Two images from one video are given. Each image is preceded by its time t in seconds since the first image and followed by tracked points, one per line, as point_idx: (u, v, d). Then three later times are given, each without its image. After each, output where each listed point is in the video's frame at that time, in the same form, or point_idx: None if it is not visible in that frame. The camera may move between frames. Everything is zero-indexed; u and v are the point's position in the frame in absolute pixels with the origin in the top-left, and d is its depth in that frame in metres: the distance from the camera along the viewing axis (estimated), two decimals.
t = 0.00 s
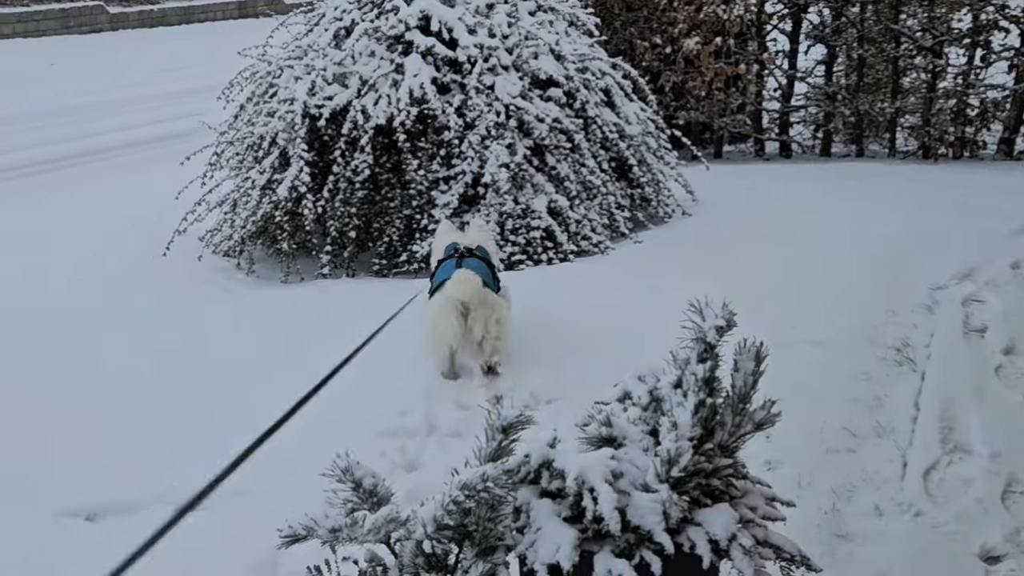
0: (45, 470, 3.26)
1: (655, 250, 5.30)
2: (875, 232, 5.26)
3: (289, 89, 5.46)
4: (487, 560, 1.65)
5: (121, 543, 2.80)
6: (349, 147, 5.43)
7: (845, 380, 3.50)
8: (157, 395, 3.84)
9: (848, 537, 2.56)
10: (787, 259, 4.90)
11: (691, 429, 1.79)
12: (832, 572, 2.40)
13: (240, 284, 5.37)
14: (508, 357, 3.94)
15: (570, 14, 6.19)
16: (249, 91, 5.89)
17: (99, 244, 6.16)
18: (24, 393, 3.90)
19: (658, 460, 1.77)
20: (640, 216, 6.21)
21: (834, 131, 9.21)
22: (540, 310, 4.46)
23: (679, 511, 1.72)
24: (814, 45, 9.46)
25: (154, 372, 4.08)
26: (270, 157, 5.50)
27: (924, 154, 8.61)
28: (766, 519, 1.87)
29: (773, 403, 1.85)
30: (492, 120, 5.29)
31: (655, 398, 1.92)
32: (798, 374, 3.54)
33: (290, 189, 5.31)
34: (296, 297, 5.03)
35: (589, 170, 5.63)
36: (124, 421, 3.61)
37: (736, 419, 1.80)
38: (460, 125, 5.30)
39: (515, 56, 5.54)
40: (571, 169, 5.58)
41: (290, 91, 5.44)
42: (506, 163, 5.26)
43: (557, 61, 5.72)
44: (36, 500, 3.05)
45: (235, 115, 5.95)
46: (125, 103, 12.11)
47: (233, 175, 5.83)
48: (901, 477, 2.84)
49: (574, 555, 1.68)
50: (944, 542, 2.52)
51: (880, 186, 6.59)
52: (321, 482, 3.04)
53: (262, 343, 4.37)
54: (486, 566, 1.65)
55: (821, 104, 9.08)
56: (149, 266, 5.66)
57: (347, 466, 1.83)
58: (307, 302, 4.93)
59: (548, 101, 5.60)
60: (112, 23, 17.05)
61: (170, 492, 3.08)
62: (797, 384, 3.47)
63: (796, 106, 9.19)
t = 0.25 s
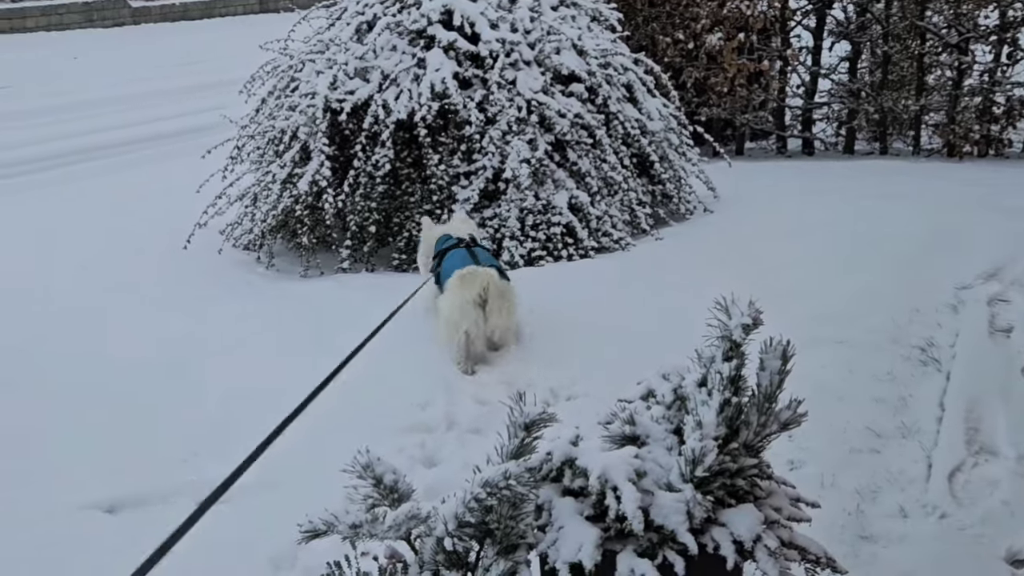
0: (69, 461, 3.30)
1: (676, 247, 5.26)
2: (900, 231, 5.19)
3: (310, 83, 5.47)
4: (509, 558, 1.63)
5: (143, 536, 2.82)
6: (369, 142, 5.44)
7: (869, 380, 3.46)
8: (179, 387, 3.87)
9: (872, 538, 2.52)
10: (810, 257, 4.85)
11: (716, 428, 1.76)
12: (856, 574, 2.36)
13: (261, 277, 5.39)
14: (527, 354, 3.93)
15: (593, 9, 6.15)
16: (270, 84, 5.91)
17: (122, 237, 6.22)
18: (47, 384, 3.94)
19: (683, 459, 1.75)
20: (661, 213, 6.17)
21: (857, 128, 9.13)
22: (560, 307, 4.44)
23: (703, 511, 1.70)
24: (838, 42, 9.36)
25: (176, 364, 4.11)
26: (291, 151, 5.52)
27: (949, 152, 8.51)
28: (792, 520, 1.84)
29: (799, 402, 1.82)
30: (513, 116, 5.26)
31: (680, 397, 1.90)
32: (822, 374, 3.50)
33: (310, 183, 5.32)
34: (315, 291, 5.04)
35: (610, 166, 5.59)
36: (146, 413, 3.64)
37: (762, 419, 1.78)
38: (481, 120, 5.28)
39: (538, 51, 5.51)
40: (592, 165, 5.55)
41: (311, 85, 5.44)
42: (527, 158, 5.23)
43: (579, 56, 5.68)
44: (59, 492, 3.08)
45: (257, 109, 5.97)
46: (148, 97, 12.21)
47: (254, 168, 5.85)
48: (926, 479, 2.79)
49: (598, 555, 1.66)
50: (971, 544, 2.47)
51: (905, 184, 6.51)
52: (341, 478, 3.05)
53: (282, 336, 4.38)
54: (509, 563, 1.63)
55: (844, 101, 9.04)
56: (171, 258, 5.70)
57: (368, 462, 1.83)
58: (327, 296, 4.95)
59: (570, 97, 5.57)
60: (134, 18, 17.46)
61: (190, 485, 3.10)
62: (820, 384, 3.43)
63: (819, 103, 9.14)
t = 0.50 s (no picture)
0: (77, 455, 3.31)
1: (686, 247, 5.23)
2: (912, 232, 5.15)
3: (321, 80, 5.47)
4: (515, 559, 1.62)
5: (150, 531, 2.83)
6: (380, 139, 5.43)
7: (878, 382, 3.43)
8: (187, 382, 3.88)
9: (881, 542, 2.50)
10: (821, 258, 4.82)
11: (726, 430, 1.74)
12: None
13: (270, 273, 5.40)
14: (535, 352, 3.92)
15: (605, 7, 6.13)
16: (281, 80, 5.91)
17: (132, 232, 6.23)
18: (55, 379, 3.94)
19: (692, 461, 1.73)
20: (671, 213, 6.14)
21: (869, 129, 9.09)
22: (568, 305, 4.43)
23: (712, 514, 1.68)
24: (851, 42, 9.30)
25: (184, 359, 4.11)
26: (301, 147, 5.52)
27: (962, 154, 8.45)
28: (802, 524, 1.82)
29: (810, 405, 1.80)
30: (523, 114, 5.24)
31: (690, 398, 1.89)
32: (833, 376, 3.48)
33: (320, 179, 5.32)
34: (324, 288, 5.05)
35: (621, 165, 5.57)
36: (154, 408, 3.65)
37: (772, 422, 1.76)
38: (492, 118, 5.26)
39: (549, 49, 5.49)
40: (603, 164, 5.53)
41: (322, 82, 5.44)
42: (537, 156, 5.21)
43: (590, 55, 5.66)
44: (67, 485, 3.09)
45: (268, 105, 5.97)
46: (160, 92, 12.24)
47: (264, 164, 5.85)
48: (937, 483, 2.76)
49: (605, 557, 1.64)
50: (982, 550, 2.44)
51: (918, 185, 6.46)
52: (348, 475, 3.04)
53: (290, 333, 4.38)
54: (516, 563, 1.61)
55: (856, 102, 9.01)
56: (181, 253, 5.71)
57: (374, 461, 1.82)
58: (336, 292, 4.95)
59: (581, 95, 5.55)
60: (146, 13, 17.61)
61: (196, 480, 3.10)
62: (830, 386, 3.40)
63: (830, 104, 9.11)
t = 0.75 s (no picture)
0: (72, 453, 3.29)
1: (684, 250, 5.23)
2: (909, 236, 5.16)
3: (318, 79, 5.45)
4: (509, 562, 1.60)
5: (144, 531, 2.82)
6: (377, 138, 5.42)
7: (876, 387, 3.42)
8: (182, 380, 3.86)
9: (878, 547, 2.49)
10: (818, 261, 4.81)
11: (723, 433, 1.73)
12: None
13: (266, 273, 5.39)
14: (532, 353, 3.92)
15: (604, 8, 6.11)
16: (279, 78, 5.89)
17: (129, 230, 6.21)
18: (50, 377, 3.92)
19: (689, 464, 1.71)
20: (669, 215, 6.14)
21: (867, 133, 9.09)
22: (565, 306, 4.43)
23: (707, 518, 1.66)
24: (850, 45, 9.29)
25: (180, 358, 4.10)
26: (299, 146, 5.50)
27: (960, 158, 8.44)
28: (799, 528, 1.82)
29: (808, 409, 1.79)
30: (521, 115, 5.23)
31: (686, 401, 1.88)
32: (830, 379, 3.47)
33: (317, 178, 5.30)
34: (321, 287, 5.03)
35: (619, 167, 5.56)
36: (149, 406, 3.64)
37: (770, 425, 1.75)
38: (490, 118, 5.25)
39: (548, 49, 5.48)
40: (601, 165, 5.52)
41: (320, 80, 5.42)
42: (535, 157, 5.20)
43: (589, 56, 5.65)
44: (61, 484, 3.08)
45: (266, 103, 5.96)
46: (158, 90, 12.21)
47: (262, 163, 5.84)
48: (934, 488, 2.75)
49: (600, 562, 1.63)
50: (979, 555, 2.43)
51: (915, 189, 6.47)
52: (342, 475, 3.03)
53: (287, 332, 4.36)
54: (509, 567, 1.60)
55: (855, 105, 8.97)
56: (178, 251, 5.70)
57: (368, 462, 1.80)
58: (333, 291, 4.94)
59: (579, 96, 5.54)
60: (145, 10, 17.64)
61: (190, 481, 3.08)
62: (829, 391, 3.39)
63: (830, 107, 9.09)
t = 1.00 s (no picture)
0: (60, 455, 3.26)
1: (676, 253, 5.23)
2: (899, 241, 5.18)
3: (310, 78, 5.42)
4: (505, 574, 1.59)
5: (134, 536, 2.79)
6: (369, 138, 5.39)
7: (868, 393, 3.43)
8: (172, 381, 3.83)
9: (871, 556, 2.49)
10: (810, 266, 4.82)
11: (720, 444, 1.73)
12: None
13: (257, 273, 5.36)
14: (524, 356, 3.91)
15: (597, 10, 6.10)
16: (270, 77, 5.84)
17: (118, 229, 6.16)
18: (38, 378, 3.88)
19: (685, 476, 1.70)
20: (660, 217, 6.14)
21: (857, 137, 9.13)
22: (557, 309, 4.42)
23: (704, 529, 1.66)
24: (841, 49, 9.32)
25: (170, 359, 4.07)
26: (290, 146, 5.46)
27: (949, 162, 8.48)
28: (794, 538, 1.81)
29: (805, 419, 1.79)
30: (514, 117, 5.21)
31: (683, 411, 1.87)
32: (823, 385, 3.48)
33: (308, 179, 5.27)
34: (312, 288, 5.01)
35: (611, 169, 5.55)
36: (138, 407, 3.60)
37: (767, 436, 1.75)
38: (482, 120, 5.22)
39: (540, 51, 5.46)
40: (593, 167, 5.51)
41: (312, 80, 5.38)
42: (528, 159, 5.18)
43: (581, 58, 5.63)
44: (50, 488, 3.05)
45: (256, 102, 5.91)
46: (147, 86, 12.11)
47: (252, 162, 5.80)
48: (926, 496, 2.76)
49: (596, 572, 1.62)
50: (972, 564, 2.44)
51: (904, 194, 6.51)
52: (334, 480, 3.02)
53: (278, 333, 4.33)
54: None
55: (845, 109, 9.02)
56: (167, 251, 5.66)
57: (362, 472, 1.79)
58: (323, 292, 4.91)
59: (572, 98, 5.52)
60: (134, 6, 17.54)
61: (181, 484, 3.07)
62: (821, 397, 3.40)
63: (820, 110, 9.13)
